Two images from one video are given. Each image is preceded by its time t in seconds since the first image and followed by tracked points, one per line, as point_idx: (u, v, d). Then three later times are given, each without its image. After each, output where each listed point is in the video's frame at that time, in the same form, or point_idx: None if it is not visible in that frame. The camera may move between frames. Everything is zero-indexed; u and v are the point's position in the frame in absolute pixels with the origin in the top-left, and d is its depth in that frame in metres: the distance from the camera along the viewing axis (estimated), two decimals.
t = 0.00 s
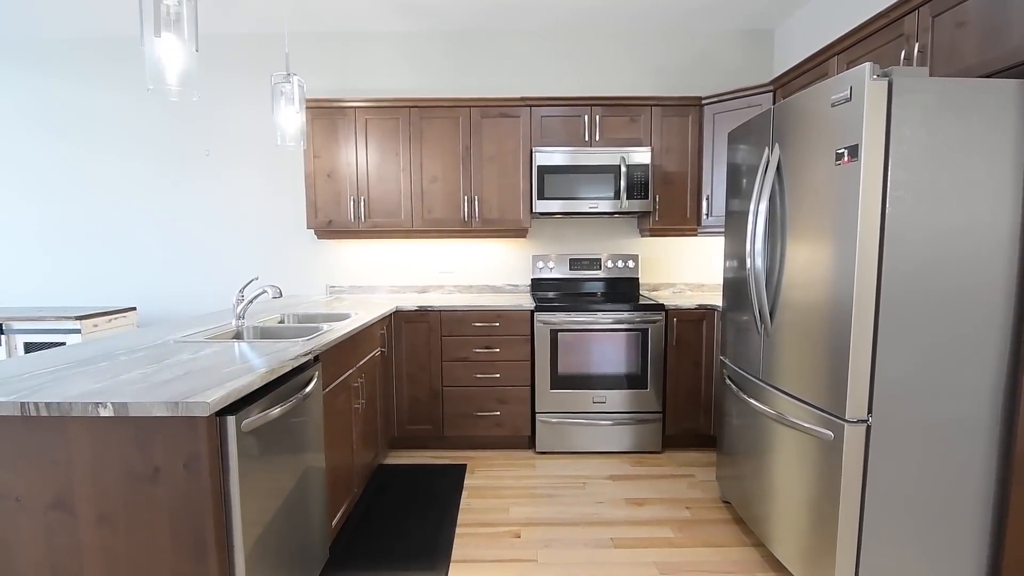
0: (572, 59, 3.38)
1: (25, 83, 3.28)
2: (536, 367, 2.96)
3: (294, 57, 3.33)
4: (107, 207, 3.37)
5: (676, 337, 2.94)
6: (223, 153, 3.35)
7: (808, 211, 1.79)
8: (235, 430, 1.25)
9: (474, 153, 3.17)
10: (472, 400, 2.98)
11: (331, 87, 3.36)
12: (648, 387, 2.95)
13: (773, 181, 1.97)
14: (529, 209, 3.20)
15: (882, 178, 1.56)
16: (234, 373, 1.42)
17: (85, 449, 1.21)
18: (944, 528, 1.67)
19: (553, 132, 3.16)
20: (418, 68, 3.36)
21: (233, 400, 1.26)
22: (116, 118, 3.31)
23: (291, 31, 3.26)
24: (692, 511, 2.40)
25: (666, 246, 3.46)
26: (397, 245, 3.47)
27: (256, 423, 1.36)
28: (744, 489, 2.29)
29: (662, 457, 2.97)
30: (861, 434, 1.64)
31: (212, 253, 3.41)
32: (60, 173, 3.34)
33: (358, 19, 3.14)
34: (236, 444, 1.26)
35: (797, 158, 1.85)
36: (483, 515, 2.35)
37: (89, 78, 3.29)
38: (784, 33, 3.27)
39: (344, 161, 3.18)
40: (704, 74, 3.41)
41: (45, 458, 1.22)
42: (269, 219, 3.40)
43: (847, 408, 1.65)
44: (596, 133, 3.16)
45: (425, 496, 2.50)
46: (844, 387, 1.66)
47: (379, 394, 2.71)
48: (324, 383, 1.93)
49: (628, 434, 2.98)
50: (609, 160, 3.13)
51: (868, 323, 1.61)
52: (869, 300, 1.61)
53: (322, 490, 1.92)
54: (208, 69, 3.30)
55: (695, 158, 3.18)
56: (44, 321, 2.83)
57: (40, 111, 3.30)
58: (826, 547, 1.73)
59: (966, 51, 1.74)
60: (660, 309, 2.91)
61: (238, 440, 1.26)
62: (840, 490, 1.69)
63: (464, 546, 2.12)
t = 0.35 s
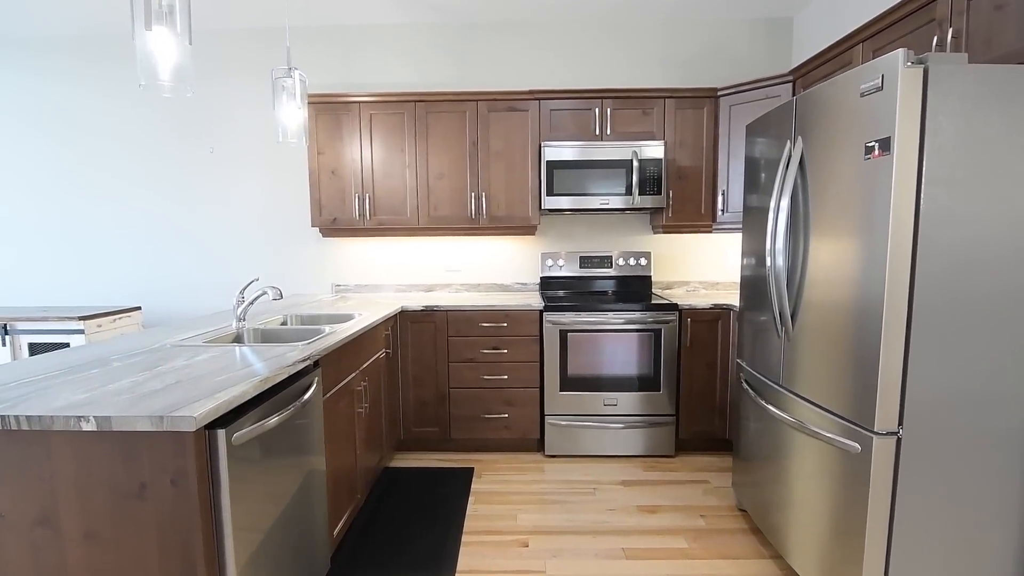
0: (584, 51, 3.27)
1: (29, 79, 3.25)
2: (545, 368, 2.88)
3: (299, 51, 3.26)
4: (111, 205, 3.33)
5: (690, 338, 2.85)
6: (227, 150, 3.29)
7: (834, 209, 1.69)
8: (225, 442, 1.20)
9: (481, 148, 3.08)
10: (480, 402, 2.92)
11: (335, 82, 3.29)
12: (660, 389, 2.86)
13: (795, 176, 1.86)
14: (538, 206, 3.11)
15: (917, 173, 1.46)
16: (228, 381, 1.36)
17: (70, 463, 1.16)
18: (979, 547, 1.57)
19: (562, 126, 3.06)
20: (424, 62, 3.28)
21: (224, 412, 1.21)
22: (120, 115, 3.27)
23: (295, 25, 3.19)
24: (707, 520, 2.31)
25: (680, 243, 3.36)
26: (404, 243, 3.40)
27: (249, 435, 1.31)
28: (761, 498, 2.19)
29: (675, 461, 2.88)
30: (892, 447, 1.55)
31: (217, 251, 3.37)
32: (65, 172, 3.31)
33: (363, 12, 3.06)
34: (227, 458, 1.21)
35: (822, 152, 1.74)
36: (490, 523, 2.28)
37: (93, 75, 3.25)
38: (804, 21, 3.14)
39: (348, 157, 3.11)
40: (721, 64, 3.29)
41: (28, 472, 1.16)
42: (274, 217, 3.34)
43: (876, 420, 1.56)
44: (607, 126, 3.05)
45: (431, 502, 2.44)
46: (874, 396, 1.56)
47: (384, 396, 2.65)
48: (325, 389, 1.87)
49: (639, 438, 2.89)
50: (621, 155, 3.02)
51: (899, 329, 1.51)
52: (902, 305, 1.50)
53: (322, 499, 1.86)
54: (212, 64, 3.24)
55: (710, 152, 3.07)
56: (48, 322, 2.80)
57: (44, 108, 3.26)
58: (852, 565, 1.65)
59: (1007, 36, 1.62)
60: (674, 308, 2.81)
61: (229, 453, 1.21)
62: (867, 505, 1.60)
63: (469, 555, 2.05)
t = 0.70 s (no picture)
0: (602, 43, 3.14)
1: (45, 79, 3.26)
2: (559, 373, 2.78)
3: (310, 46, 3.20)
4: (125, 204, 3.33)
5: (712, 344, 2.72)
6: (238, 148, 3.26)
7: (873, 212, 1.55)
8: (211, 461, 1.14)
9: (495, 145, 2.98)
10: (491, 407, 2.83)
11: (347, 78, 3.23)
12: (679, 397, 2.74)
13: (828, 175, 1.72)
14: (553, 205, 3.00)
15: (969, 173, 1.32)
16: (218, 394, 1.30)
17: (49, 482, 1.10)
18: None
19: (579, 122, 2.95)
20: (437, 57, 3.19)
21: (210, 430, 1.14)
22: (133, 113, 3.26)
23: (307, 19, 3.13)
24: (728, 537, 2.19)
25: (701, 243, 3.21)
26: (416, 242, 3.33)
27: (238, 451, 1.24)
28: (786, 517, 2.06)
29: (694, 472, 2.76)
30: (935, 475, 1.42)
31: (228, 250, 3.34)
32: (80, 170, 3.32)
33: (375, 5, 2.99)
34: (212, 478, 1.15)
35: (859, 149, 1.61)
36: (499, 535, 2.20)
37: (106, 72, 3.24)
38: (838, 8, 2.96)
39: (359, 155, 3.04)
40: (747, 56, 3.13)
41: (8, 490, 1.11)
42: (285, 216, 3.30)
43: (918, 444, 1.44)
44: (626, 121, 2.93)
45: (439, 511, 2.36)
46: (915, 419, 1.43)
47: (393, 401, 2.58)
48: (326, 397, 1.80)
49: (657, 448, 2.78)
50: (640, 151, 2.89)
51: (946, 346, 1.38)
52: (949, 319, 1.37)
53: (324, 512, 1.79)
54: (223, 61, 3.20)
55: (735, 148, 2.92)
56: (60, 321, 2.80)
57: (60, 108, 3.27)
58: None
59: None
60: (695, 313, 2.69)
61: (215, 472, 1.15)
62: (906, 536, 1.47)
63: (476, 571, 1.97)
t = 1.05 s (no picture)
0: (632, 37, 3.03)
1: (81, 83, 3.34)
2: (583, 380, 2.68)
3: (334, 46, 3.18)
4: (155, 206, 3.38)
5: (745, 352, 2.58)
6: (263, 148, 3.26)
7: (928, 216, 1.41)
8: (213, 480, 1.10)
9: (518, 144, 2.90)
10: (513, 414, 2.76)
11: (370, 78, 3.19)
12: (709, 407, 2.61)
13: (877, 175, 1.58)
14: (578, 206, 2.90)
15: None
16: (225, 405, 1.25)
17: (53, 496, 1.07)
18: None
19: (606, 119, 2.84)
20: (461, 54, 3.13)
21: (213, 446, 1.10)
22: (163, 115, 3.31)
23: (330, 19, 3.11)
24: (760, 560, 2.06)
25: (734, 246, 3.07)
26: (437, 243, 3.27)
27: (243, 468, 1.20)
28: (824, 542, 1.92)
29: (724, 487, 2.62)
30: (997, 510, 1.29)
31: (253, 252, 3.35)
32: (112, 171, 3.39)
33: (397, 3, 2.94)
34: (213, 497, 1.11)
35: (912, 146, 1.47)
36: (518, 549, 2.12)
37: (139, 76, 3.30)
38: None
39: (381, 156, 3.00)
40: (786, 48, 2.96)
41: (12, 504, 1.09)
42: (308, 217, 3.29)
43: (978, 475, 1.30)
44: (655, 118, 2.80)
45: (457, 522, 2.30)
46: (976, 447, 1.29)
47: (412, 406, 2.54)
48: (340, 406, 1.75)
49: (685, 460, 2.65)
50: (669, 150, 2.77)
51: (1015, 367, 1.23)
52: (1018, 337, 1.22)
53: (337, 524, 1.75)
54: (249, 62, 3.21)
55: (771, 145, 2.77)
56: (90, 321, 2.84)
57: (94, 112, 3.35)
58: None
59: None
60: (727, 319, 2.55)
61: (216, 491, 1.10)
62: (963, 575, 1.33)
63: None
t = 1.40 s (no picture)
0: (675, 29, 2.88)
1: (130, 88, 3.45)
2: (621, 389, 2.56)
3: (369, 46, 3.17)
4: (197, 208, 3.46)
5: (797, 362, 2.40)
6: (299, 150, 3.28)
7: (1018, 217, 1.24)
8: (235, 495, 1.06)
9: (554, 142, 2.81)
10: (547, 421, 2.67)
11: (405, 78, 3.16)
12: (757, 420, 2.45)
13: (955, 172, 1.42)
14: (617, 206, 2.78)
15: None
16: (248, 415, 1.22)
17: (76, 507, 1.05)
18: None
19: (647, 115, 2.70)
20: (496, 51, 3.06)
21: (233, 460, 1.06)
22: (205, 119, 3.38)
23: (366, 19, 3.09)
24: None
25: (784, 248, 2.88)
26: (471, 245, 3.21)
27: (265, 482, 1.15)
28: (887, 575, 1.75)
29: (772, 505, 2.46)
30: None
31: (289, 253, 3.38)
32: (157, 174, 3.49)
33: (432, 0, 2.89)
34: (234, 513, 1.07)
35: (999, 139, 1.30)
36: (551, 565, 2.03)
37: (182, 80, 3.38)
38: None
39: (415, 157, 2.96)
40: (844, 35, 2.75)
41: (37, 512, 1.07)
42: (342, 218, 3.29)
43: None
44: (699, 113, 2.65)
45: (488, 533, 2.23)
46: None
47: (443, 412, 2.48)
48: (368, 414, 1.71)
49: (729, 475, 2.50)
50: (715, 146, 2.62)
51: None
52: None
53: (365, 535, 1.70)
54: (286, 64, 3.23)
55: (827, 140, 2.58)
56: (133, 320, 2.91)
57: (142, 116, 3.46)
58: None
59: None
60: (777, 327, 2.38)
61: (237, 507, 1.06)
62: None
63: None
